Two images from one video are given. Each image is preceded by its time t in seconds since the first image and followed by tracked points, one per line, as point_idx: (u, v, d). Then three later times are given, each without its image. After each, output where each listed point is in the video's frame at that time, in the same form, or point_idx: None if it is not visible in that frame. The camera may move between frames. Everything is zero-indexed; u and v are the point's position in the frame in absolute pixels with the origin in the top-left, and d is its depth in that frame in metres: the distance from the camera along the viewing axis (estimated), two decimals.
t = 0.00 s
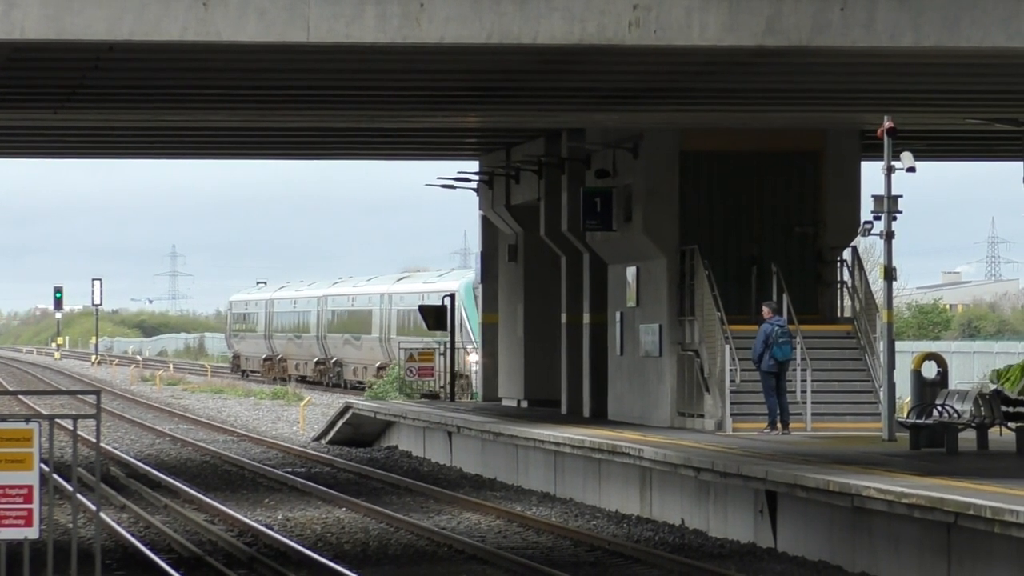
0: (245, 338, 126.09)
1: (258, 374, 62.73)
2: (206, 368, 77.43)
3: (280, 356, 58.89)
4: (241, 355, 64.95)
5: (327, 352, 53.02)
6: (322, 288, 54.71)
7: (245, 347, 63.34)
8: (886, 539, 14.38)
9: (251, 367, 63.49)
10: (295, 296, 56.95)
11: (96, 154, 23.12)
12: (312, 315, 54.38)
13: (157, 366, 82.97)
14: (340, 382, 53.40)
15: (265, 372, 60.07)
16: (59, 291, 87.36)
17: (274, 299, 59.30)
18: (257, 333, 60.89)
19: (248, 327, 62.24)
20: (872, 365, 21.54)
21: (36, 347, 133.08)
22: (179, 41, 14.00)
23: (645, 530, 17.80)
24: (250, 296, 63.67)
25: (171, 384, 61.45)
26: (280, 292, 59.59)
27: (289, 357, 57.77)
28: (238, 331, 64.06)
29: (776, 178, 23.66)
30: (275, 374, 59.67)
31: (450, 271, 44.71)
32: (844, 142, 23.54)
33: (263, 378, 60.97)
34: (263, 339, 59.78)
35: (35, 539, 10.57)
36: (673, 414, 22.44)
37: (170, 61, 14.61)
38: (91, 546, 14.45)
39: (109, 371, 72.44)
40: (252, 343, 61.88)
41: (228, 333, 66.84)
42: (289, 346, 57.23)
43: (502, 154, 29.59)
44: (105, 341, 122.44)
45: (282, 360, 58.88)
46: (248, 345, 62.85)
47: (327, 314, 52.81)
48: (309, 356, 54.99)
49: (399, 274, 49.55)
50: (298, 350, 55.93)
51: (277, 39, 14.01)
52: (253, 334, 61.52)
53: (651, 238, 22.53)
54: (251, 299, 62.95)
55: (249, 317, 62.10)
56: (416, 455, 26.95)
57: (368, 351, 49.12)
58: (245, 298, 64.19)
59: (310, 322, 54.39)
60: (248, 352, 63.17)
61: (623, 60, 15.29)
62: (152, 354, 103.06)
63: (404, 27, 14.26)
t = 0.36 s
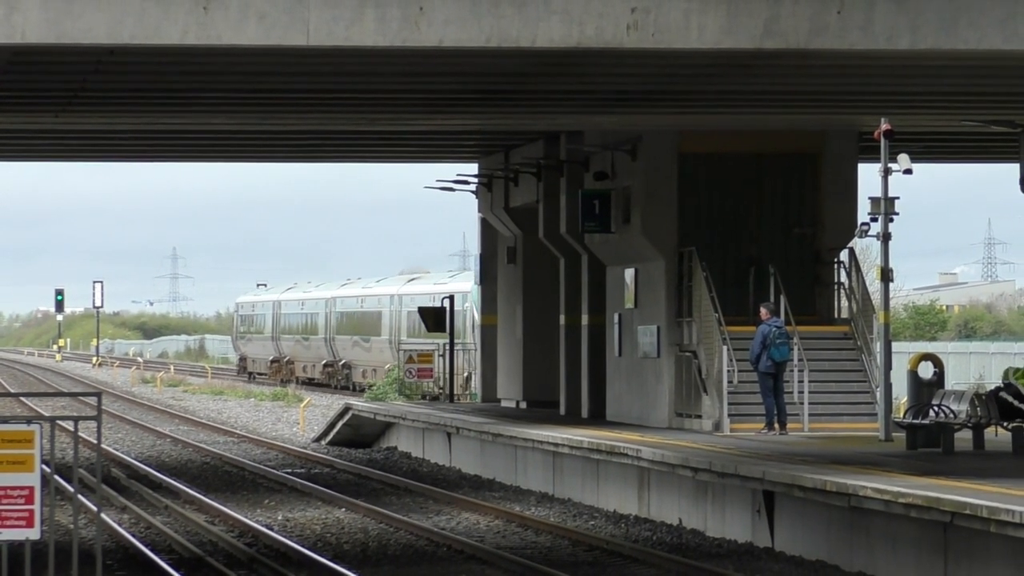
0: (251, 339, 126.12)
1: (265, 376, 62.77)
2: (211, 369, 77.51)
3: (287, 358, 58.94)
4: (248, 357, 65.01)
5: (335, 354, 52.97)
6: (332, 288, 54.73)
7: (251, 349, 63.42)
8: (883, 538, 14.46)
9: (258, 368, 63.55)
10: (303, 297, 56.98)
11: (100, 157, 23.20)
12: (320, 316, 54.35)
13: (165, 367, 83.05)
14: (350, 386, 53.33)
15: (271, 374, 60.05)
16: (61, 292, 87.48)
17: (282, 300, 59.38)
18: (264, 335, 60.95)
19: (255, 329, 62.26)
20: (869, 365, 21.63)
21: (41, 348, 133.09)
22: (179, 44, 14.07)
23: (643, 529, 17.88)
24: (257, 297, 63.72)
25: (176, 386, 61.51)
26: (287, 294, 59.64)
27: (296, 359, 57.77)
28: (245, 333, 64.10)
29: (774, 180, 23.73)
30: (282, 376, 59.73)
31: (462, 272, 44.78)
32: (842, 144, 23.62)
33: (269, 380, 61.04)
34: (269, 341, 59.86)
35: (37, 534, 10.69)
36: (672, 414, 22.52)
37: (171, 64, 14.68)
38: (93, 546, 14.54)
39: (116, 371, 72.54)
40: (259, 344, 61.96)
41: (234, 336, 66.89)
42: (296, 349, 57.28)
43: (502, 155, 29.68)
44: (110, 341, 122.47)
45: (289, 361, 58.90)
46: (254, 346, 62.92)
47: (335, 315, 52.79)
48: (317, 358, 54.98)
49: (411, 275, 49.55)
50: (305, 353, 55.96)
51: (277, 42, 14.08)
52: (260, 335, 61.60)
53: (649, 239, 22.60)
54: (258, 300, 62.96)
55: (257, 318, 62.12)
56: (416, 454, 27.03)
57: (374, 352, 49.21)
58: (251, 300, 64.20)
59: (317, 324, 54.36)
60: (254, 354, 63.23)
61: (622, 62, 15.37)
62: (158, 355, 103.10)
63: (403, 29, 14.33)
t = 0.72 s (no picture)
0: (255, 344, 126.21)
1: (273, 379, 62.98)
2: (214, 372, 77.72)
3: (296, 360, 59.19)
4: (256, 359, 65.29)
5: (344, 357, 53.16)
6: (341, 292, 54.91)
7: (260, 352, 63.68)
8: (873, 536, 14.77)
9: (267, 371, 63.83)
10: (312, 301, 57.16)
11: (104, 163, 23.45)
12: (329, 319, 54.52)
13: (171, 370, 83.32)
14: (358, 389, 53.55)
15: (280, 376, 60.21)
16: (65, 297, 87.84)
17: (291, 304, 59.64)
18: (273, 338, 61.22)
19: (264, 332, 62.47)
20: (858, 367, 21.97)
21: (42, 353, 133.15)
22: (182, 53, 14.35)
23: (637, 528, 18.18)
24: (266, 299, 64.01)
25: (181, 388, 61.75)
26: (296, 297, 59.91)
27: (305, 361, 57.99)
28: (255, 336, 64.37)
29: (765, 185, 24.07)
30: (290, 379, 60.00)
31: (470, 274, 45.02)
32: (832, 150, 23.95)
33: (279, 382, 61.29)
34: (278, 344, 60.09)
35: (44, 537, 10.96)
36: (665, 416, 22.83)
37: (174, 72, 14.97)
38: (98, 544, 14.80)
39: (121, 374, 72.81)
40: (267, 348, 62.20)
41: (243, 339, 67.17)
42: (305, 352, 57.47)
43: (497, 162, 30.01)
44: (111, 347, 122.60)
45: (298, 364, 59.09)
46: (263, 350, 63.24)
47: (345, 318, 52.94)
48: (326, 361, 55.14)
49: (419, 278, 49.57)
50: (314, 355, 56.16)
51: (278, 51, 14.37)
52: (268, 338, 61.87)
53: (643, 244, 22.92)
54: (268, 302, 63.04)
55: (265, 322, 62.32)
56: (414, 456, 27.32)
57: (379, 356, 49.47)
58: (261, 303, 64.49)
59: (326, 327, 54.51)
60: (263, 356, 63.51)
61: (615, 70, 15.67)
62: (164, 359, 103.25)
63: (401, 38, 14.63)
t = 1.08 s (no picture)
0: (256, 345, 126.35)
1: (277, 381, 63.25)
2: (215, 373, 77.93)
3: (300, 362, 59.43)
4: (260, 361, 65.58)
5: (349, 358, 53.39)
6: (346, 294, 55.17)
7: (265, 353, 63.96)
8: (858, 534, 15.16)
9: (270, 373, 64.13)
10: (316, 303, 57.41)
11: (106, 170, 23.78)
12: (334, 321, 54.76)
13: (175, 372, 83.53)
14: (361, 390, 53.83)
15: (285, 378, 60.45)
16: (66, 299, 88.10)
17: (295, 306, 59.93)
18: (278, 339, 61.50)
19: (269, 334, 62.65)
20: (843, 368, 22.36)
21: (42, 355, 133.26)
22: (182, 61, 14.67)
23: (628, 525, 18.55)
24: (273, 302, 64.32)
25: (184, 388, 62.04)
26: (301, 299, 60.20)
27: (309, 363, 58.23)
28: (259, 338, 64.63)
29: (753, 190, 24.43)
30: (296, 381, 60.34)
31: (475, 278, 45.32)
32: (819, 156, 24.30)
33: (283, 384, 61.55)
34: (283, 345, 60.36)
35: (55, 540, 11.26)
36: (655, 416, 23.20)
37: (175, 80, 15.31)
38: (100, 542, 15.13)
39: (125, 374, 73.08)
40: (272, 350, 62.49)
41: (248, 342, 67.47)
42: (310, 353, 57.70)
43: (491, 167, 30.38)
44: (111, 349, 122.67)
45: (303, 366, 59.30)
46: (267, 351, 63.55)
47: (350, 320, 53.19)
48: (331, 362, 55.34)
49: (425, 280, 49.85)
50: (319, 357, 56.41)
51: (276, 59, 14.70)
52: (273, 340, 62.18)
53: (633, 248, 23.27)
54: (276, 303, 63.26)
55: (270, 324, 62.58)
56: (409, 456, 27.68)
57: (381, 358, 49.79)
58: (266, 306, 64.78)
59: (332, 329, 54.74)
60: (266, 358, 63.81)
61: (606, 78, 16.04)
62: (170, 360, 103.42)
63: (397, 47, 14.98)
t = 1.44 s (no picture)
0: (256, 345, 126.38)
1: (278, 381, 63.49)
2: (213, 373, 78.09)
3: (303, 363, 59.62)
4: (263, 363, 65.79)
5: (352, 359, 53.58)
6: (349, 295, 55.41)
7: (268, 354, 64.15)
8: (842, 530, 15.51)
9: (273, 374, 64.32)
10: (320, 304, 57.57)
11: (107, 174, 24.07)
12: (338, 322, 54.93)
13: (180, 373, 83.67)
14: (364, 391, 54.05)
15: (288, 379, 60.65)
16: (66, 300, 88.36)
17: (299, 307, 60.16)
18: (281, 340, 61.69)
19: (272, 335, 62.95)
20: (827, 368, 22.74)
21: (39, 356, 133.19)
22: (181, 67, 14.97)
23: (616, 522, 18.90)
24: (276, 303, 64.50)
25: (184, 388, 62.25)
26: (304, 300, 60.40)
27: (312, 364, 58.37)
28: (263, 339, 64.83)
29: (739, 193, 24.82)
30: (299, 382, 60.54)
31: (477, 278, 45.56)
32: (804, 161, 24.69)
33: (287, 385, 61.75)
34: (286, 346, 60.56)
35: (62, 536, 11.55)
36: (643, 415, 23.55)
37: (173, 86, 15.61)
38: (101, 539, 15.43)
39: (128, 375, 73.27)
40: (275, 350, 62.70)
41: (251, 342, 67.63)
42: (313, 354, 57.85)
43: (483, 171, 30.74)
44: (110, 349, 122.65)
45: (306, 367, 59.49)
46: (271, 352, 63.77)
47: (354, 320, 53.39)
48: (334, 363, 55.55)
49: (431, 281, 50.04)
50: (323, 358, 56.58)
51: (273, 65, 15.00)
52: (278, 342, 62.37)
53: (622, 250, 23.62)
54: (280, 304, 63.44)
55: (274, 325, 62.78)
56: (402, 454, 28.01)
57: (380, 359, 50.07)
58: (270, 307, 64.96)
59: (335, 330, 54.92)
60: (269, 359, 64.02)
61: (596, 84, 16.37)
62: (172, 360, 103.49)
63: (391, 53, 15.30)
